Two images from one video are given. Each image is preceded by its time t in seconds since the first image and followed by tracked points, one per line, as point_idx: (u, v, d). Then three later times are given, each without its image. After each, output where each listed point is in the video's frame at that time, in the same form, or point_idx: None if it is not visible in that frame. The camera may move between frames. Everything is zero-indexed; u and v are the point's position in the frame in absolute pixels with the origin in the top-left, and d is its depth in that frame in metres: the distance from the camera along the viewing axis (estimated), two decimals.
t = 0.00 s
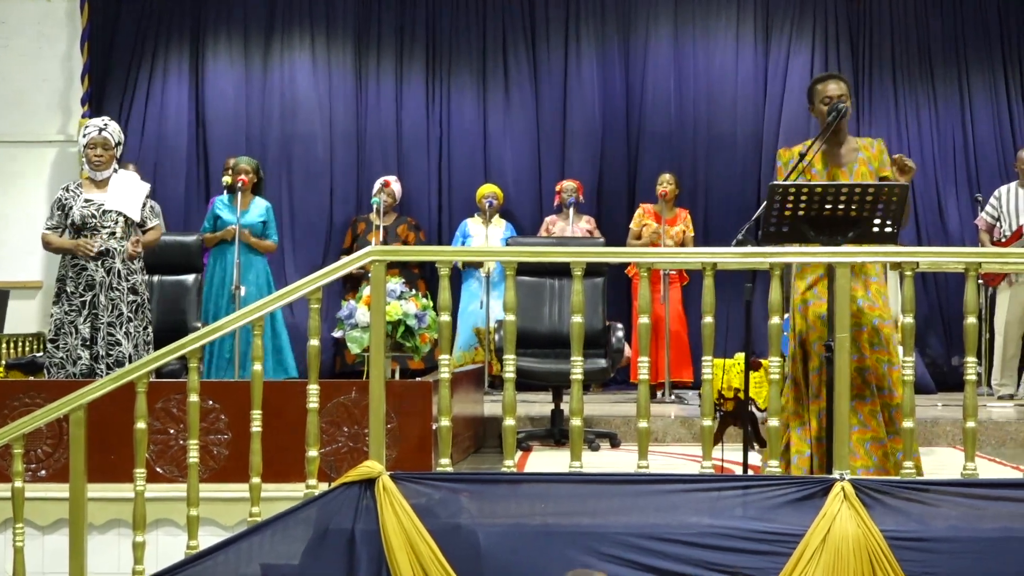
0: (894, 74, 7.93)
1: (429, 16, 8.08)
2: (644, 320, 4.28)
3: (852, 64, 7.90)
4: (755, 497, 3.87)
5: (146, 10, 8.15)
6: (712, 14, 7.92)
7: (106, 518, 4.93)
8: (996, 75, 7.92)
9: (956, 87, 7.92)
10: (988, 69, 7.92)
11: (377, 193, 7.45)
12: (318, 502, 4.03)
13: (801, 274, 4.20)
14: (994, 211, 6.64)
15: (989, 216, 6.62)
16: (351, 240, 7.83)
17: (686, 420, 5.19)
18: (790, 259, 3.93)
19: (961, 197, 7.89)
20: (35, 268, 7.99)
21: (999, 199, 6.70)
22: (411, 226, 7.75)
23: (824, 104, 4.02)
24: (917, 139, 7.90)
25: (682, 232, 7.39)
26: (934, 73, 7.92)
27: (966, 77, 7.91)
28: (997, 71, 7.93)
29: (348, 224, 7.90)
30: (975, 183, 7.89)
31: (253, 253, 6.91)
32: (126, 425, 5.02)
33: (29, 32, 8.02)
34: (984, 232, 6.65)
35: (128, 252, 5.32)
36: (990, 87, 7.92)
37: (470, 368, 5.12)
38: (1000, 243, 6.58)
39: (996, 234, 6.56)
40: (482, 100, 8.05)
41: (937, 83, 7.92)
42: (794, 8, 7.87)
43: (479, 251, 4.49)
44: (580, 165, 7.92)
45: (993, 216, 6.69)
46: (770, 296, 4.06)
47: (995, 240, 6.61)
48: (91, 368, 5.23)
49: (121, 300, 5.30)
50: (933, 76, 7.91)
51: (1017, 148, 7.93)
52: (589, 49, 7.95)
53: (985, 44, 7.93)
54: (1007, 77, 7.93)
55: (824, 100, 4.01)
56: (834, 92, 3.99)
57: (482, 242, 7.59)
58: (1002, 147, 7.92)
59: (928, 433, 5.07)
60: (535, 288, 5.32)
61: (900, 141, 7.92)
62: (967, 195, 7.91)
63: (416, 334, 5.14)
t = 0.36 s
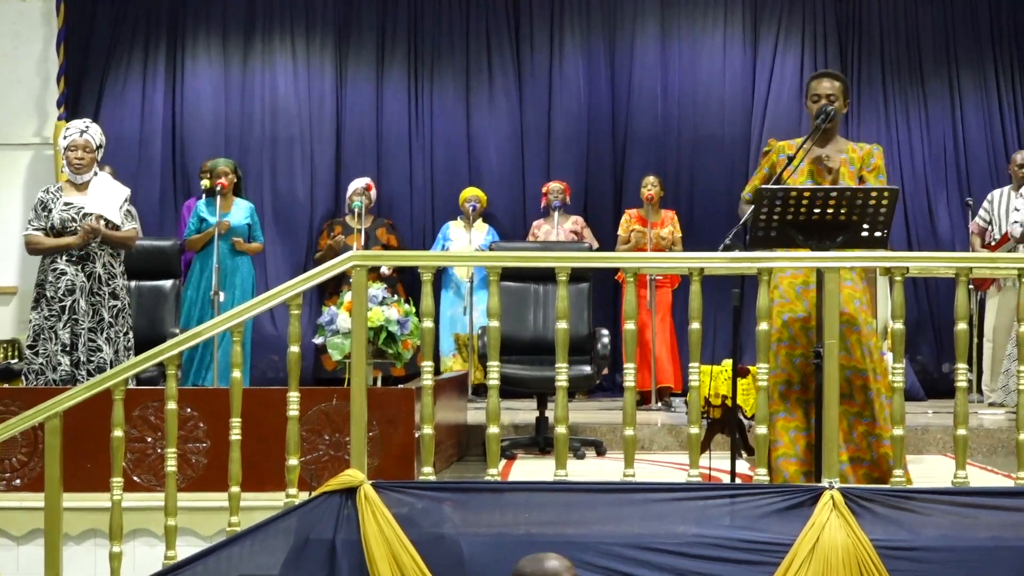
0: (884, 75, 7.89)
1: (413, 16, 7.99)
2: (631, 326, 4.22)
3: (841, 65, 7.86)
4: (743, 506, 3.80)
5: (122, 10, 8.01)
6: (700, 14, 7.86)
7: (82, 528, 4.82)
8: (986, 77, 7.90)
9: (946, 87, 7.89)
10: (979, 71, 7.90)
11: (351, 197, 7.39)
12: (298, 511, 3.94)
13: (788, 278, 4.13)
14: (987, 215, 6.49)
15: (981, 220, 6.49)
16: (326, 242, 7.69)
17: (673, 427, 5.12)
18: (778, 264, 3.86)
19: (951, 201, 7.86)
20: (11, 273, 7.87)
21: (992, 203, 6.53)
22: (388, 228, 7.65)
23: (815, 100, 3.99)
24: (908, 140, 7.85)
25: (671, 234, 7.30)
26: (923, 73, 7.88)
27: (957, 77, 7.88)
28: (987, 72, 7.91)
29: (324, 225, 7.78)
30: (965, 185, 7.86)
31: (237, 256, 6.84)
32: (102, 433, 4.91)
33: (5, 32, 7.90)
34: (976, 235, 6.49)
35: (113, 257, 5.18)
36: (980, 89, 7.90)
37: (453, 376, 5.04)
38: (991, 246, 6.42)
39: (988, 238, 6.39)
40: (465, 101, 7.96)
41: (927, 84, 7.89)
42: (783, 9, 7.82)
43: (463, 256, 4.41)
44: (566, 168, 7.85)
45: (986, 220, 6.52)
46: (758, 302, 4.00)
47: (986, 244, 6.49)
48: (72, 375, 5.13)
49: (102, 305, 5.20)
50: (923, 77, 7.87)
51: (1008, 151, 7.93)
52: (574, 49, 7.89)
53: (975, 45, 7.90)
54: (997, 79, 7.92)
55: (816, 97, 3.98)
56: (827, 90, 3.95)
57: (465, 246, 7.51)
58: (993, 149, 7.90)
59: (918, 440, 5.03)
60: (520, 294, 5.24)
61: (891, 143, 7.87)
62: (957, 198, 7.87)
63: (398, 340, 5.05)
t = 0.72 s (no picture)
0: (877, 75, 7.77)
1: (395, 14, 7.84)
2: (619, 331, 4.12)
3: (835, 65, 7.73)
4: (734, 516, 3.70)
5: (96, 8, 7.86)
6: (690, 12, 7.73)
7: (55, 539, 4.68)
8: (983, 77, 7.77)
9: (942, 87, 7.76)
10: (976, 71, 7.77)
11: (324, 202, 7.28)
12: (277, 522, 3.81)
13: (778, 281, 4.04)
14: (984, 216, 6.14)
15: (977, 222, 6.15)
16: (299, 247, 7.49)
17: (662, 435, 5.02)
18: (771, 268, 3.76)
19: (947, 203, 7.74)
20: None
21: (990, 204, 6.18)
22: (365, 233, 7.48)
23: (803, 102, 3.90)
24: (903, 141, 7.73)
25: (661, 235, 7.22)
26: (918, 73, 7.76)
27: (952, 77, 7.76)
28: (984, 73, 7.78)
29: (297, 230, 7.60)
30: (962, 188, 7.74)
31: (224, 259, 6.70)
32: (76, 441, 4.77)
33: None
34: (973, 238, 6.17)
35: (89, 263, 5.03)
36: (976, 89, 7.77)
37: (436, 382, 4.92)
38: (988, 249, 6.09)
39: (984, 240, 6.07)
40: (448, 102, 7.81)
41: (923, 84, 7.76)
42: (775, 7, 7.70)
43: (446, 259, 4.29)
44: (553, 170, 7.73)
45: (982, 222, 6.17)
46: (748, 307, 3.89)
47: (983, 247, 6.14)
48: (47, 382, 4.98)
49: (77, 310, 5.06)
50: (918, 76, 7.75)
51: (1005, 153, 7.79)
52: (562, 46, 7.75)
53: (972, 44, 7.77)
54: (994, 78, 7.79)
55: (805, 99, 3.90)
56: (816, 91, 3.87)
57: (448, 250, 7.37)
58: (989, 151, 7.78)
59: (913, 448, 4.95)
60: (505, 298, 5.13)
61: (885, 145, 7.75)
62: (953, 199, 7.75)
63: (380, 346, 4.93)
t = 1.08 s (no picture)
0: (872, 76, 7.63)
1: (376, 11, 7.67)
2: (605, 337, 4.01)
3: (828, 64, 7.59)
4: (725, 527, 3.59)
5: (69, 7, 7.70)
6: (680, 9, 7.58)
7: (26, 552, 4.53)
8: (981, 78, 7.64)
9: (939, 85, 7.61)
10: (974, 71, 7.63)
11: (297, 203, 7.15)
12: (254, 533, 3.69)
13: (769, 285, 3.93)
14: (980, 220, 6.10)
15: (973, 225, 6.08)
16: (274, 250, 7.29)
17: (651, 444, 4.92)
18: (762, 273, 3.65)
19: (944, 206, 7.61)
20: None
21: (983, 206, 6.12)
22: (340, 234, 7.32)
23: (788, 98, 3.80)
24: (898, 142, 7.60)
25: (653, 235, 7.02)
26: (915, 71, 7.62)
27: (949, 77, 7.62)
28: (981, 73, 7.65)
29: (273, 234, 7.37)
30: (959, 191, 7.62)
31: (193, 266, 6.54)
32: (47, 451, 4.61)
33: None
34: (969, 243, 6.14)
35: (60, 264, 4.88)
36: (973, 90, 7.63)
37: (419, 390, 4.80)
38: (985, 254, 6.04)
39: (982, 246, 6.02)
40: (429, 102, 7.66)
41: (918, 83, 7.62)
42: (767, 5, 7.56)
43: (428, 263, 4.17)
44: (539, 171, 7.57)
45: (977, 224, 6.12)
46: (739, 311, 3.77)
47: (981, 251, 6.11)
48: (18, 389, 4.80)
49: (51, 316, 4.93)
50: (914, 74, 7.61)
51: (1002, 152, 7.65)
52: (549, 44, 7.60)
53: (970, 44, 7.63)
54: (992, 78, 7.65)
55: (788, 94, 3.80)
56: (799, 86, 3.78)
57: (431, 254, 7.22)
58: (987, 152, 7.64)
59: (910, 458, 4.86)
60: (489, 303, 5.01)
61: (879, 146, 7.61)
62: (949, 201, 7.61)
63: (361, 352, 4.80)
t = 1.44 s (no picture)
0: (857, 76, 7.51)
1: (346, 10, 7.54)
2: (584, 346, 3.91)
3: (813, 65, 7.45)
4: (705, 541, 3.49)
5: (34, 8, 7.56)
6: (660, 9, 7.45)
7: None
8: (968, 79, 7.50)
9: (925, 86, 7.47)
10: (960, 74, 7.50)
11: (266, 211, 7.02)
12: (222, 547, 3.57)
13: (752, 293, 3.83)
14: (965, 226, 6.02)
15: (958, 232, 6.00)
16: (244, 258, 7.11)
17: (630, 456, 4.82)
18: (744, 279, 3.55)
19: (931, 211, 7.43)
20: None
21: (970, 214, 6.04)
22: (311, 241, 7.18)
23: (778, 104, 3.71)
24: (883, 145, 7.46)
25: (631, 241, 6.92)
26: (901, 73, 7.47)
27: (936, 76, 7.49)
28: (968, 76, 7.51)
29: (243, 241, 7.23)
30: (945, 196, 7.45)
31: (152, 275, 6.43)
32: (8, 463, 4.46)
33: None
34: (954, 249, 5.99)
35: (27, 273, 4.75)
36: (960, 93, 7.50)
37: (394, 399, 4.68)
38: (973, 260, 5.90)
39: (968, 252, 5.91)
40: (402, 104, 7.53)
41: (902, 83, 7.49)
42: (749, 5, 7.42)
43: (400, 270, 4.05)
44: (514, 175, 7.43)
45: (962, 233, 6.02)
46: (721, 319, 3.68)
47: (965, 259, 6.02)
48: None
49: (16, 324, 4.75)
50: (900, 75, 7.47)
51: (989, 156, 7.49)
52: (525, 43, 7.48)
53: (957, 46, 7.49)
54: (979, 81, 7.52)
55: (777, 100, 3.72)
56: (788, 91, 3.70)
57: (406, 260, 7.10)
58: (974, 154, 7.51)
59: (895, 469, 4.79)
60: (464, 311, 4.90)
61: (864, 150, 7.46)
62: (936, 207, 7.46)
63: (333, 361, 4.67)
